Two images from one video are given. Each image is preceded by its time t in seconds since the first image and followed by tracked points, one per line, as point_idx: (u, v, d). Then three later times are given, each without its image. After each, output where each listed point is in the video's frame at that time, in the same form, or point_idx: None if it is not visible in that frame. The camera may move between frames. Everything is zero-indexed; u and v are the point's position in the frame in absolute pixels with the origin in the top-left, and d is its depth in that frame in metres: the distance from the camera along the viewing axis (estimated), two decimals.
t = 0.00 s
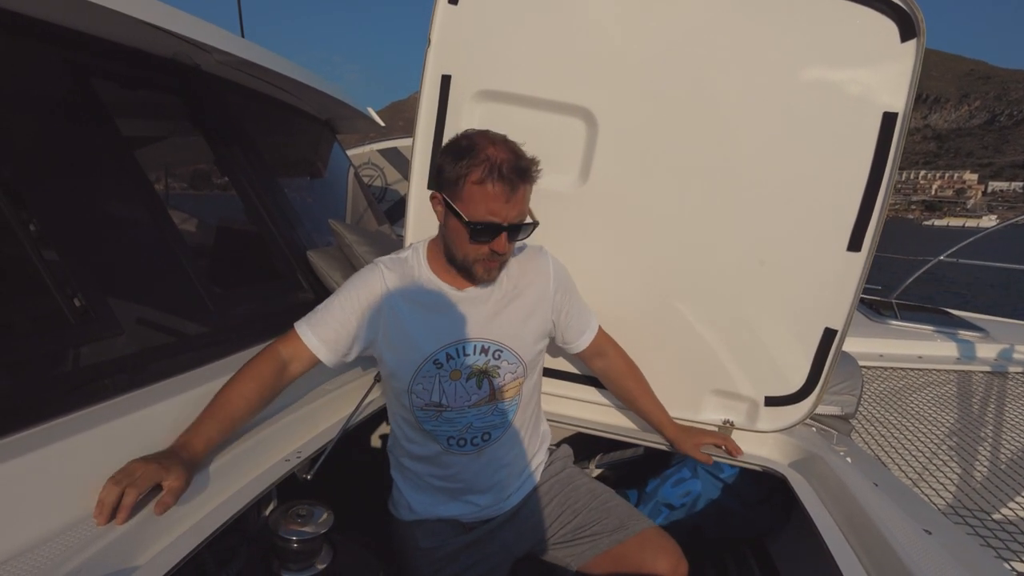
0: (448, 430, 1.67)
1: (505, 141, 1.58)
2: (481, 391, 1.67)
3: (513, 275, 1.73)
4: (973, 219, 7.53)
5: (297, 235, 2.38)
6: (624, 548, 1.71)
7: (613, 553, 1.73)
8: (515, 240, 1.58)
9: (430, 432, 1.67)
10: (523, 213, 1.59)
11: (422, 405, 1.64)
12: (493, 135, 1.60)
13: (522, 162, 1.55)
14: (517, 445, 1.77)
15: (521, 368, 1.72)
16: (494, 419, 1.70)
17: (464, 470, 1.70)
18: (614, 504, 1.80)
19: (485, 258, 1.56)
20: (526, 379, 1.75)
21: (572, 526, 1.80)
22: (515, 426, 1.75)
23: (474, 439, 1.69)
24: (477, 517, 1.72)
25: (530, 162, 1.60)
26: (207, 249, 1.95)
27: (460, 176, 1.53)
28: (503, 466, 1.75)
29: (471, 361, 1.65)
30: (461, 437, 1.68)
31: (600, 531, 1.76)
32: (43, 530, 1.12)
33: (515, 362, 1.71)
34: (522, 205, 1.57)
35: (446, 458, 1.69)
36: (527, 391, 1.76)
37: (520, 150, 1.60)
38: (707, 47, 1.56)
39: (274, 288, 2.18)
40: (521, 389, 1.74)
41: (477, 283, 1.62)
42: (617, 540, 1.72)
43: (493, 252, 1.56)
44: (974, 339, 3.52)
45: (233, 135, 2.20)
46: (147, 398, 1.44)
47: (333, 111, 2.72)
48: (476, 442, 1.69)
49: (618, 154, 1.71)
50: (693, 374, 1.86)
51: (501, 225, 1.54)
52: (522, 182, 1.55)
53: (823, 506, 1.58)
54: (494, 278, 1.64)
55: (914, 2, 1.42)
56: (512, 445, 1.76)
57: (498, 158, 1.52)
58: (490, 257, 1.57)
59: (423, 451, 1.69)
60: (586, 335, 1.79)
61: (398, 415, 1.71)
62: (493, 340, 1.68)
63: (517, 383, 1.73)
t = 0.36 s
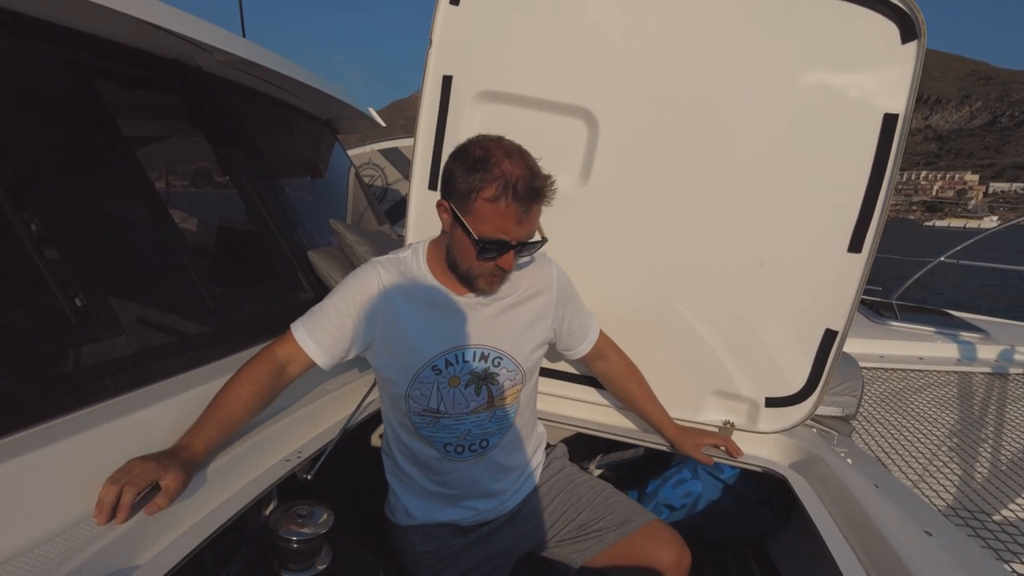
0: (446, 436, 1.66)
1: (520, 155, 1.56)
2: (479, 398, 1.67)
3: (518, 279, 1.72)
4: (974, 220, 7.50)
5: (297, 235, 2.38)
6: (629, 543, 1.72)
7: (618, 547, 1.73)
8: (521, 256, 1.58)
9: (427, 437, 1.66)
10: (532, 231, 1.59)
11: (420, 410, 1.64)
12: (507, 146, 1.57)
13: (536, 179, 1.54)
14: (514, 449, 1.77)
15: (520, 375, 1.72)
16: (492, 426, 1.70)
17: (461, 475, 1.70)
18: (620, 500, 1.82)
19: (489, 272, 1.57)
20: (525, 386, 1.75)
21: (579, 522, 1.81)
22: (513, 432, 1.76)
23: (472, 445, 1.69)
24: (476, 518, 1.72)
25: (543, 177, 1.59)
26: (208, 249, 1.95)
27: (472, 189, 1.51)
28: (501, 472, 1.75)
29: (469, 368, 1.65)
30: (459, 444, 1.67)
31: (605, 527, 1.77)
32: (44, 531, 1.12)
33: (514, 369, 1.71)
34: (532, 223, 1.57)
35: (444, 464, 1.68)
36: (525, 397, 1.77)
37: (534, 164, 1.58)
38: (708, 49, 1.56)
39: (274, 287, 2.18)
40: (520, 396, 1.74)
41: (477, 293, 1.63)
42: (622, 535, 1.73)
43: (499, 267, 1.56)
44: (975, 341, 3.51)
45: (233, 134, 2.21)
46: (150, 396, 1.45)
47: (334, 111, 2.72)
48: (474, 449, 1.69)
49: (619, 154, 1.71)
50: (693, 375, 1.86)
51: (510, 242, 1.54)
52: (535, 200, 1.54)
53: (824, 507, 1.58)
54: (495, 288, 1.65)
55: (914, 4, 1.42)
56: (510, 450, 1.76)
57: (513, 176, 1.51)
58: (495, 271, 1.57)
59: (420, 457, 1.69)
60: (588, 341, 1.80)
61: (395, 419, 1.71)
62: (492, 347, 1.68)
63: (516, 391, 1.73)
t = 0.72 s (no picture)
0: (446, 429, 1.66)
1: (524, 145, 1.57)
2: (479, 392, 1.66)
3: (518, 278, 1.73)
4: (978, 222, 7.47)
5: (299, 232, 2.38)
6: (624, 542, 1.71)
7: (612, 545, 1.73)
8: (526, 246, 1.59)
9: (428, 431, 1.66)
10: (536, 222, 1.60)
11: (419, 405, 1.64)
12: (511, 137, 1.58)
13: (542, 168, 1.56)
14: (514, 442, 1.77)
15: (519, 370, 1.71)
16: (492, 419, 1.70)
17: (462, 468, 1.70)
18: (616, 499, 1.82)
19: (495, 261, 1.57)
20: (524, 380, 1.74)
21: (572, 519, 1.81)
22: (512, 425, 1.75)
23: (472, 439, 1.69)
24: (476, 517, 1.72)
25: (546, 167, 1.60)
26: (210, 245, 1.95)
27: (480, 178, 1.51)
28: (501, 464, 1.75)
29: (469, 362, 1.64)
30: (459, 437, 1.67)
31: (601, 524, 1.76)
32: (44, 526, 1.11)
33: (513, 364, 1.70)
34: (537, 214, 1.58)
35: (444, 457, 1.68)
36: (524, 391, 1.76)
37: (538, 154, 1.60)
38: (714, 47, 1.55)
39: (275, 284, 2.18)
40: (519, 389, 1.73)
41: (481, 284, 1.62)
42: (616, 533, 1.73)
43: (505, 256, 1.57)
44: (979, 343, 3.50)
45: (236, 130, 2.20)
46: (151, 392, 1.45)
47: (337, 107, 2.72)
48: (475, 442, 1.69)
49: (623, 151, 1.70)
50: (695, 375, 1.85)
51: (517, 231, 1.54)
52: (541, 189, 1.55)
53: (826, 509, 1.57)
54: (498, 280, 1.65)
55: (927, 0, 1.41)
56: (511, 442, 1.76)
57: (521, 163, 1.52)
58: (501, 260, 1.57)
59: (420, 450, 1.69)
60: (584, 341, 1.80)
61: (395, 414, 1.70)
62: (492, 341, 1.67)
63: (516, 384, 1.72)
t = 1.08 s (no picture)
0: (448, 416, 1.66)
1: (492, 145, 1.53)
2: (480, 378, 1.67)
3: (519, 268, 1.73)
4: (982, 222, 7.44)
5: (301, 226, 2.38)
6: (623, 534, 1.72)
7: (612, 536, 1.73)
8: (486, 247, 1.56)
9: (430, 418, 1.66)
10: (501, 223, 1.56)
11: (422, 392, 1.64)
12: (487, 134, 1.56)
13: (500, 172, 1.50)
14: (515, 431, 1.78)
15: (519, 356, 1.72)
16: (493, 406, 1.70)
17: (464, 455, 1.70)
18: (614, 489, 1.82)
19: (456, 258, 1.59)
20: (524, 368, 1.75)
21: (571, 511, 1.81)
22: (513, 413, 1.76)
23: (474, 426, 1.69)
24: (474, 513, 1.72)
25: (515, 169, 1.54)
26: (212, 239, 1.95)
27: (440, 176, 1.53)
28: (503, 452, 1.75)
29: (470, 350, 1.64)
30: (462, 424, 1.68)
31: (601, 514, 1.76)
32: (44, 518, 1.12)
33: (513, 351, 1.71)
34: (496, 216, 1.54)
35: (447, 444, 1.68)
36: (524, 379, 1.76)
37: (508, 154, 1.54)
38: (719, 44, 1.54)
39: (277, 278, 2.18)
40: (519, 376, 1.74)
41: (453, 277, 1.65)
42: (617, 523, 1.73)
43: (463, 254, 1.57)
44: (981, 344, 3.49)
45: (239, 124, 2.20)
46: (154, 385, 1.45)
47: (339, 102, 2.71)
48: (476, 429, 1.69)
49: (626, 149, 1.70)
50: (696, 372, 1.85)
51: (469, 233, 1.53)
52: (497, 193, 1.51)
53: (825, 507, 1.57)
54: (475, 275, 1.65)
55: None
56: (512, 430, 1.77)
57: (474, 165, 1.49)
58: (460, 258, 1.59)
59: (422, 437, 1.69)
60: (583, 333, 1.80)
61: (397, 403, 1.71)
62: (492, 329, 1.67)
63: (516, 370, 1.73)
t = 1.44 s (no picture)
0: (451, 412, 1.66)
1: (494, 140, 1.54)
2: (483, 376, 1.67)
3: (523, 267, 1.73)
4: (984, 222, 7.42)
5: (302, 225, 2.38)
6: (623, 526, 1.71)
7: (612, 527, 1.72)
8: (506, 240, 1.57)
9: (432, 414, 1.66)
10: (517, 214, 1.57)
11: (425, 388, 1.64)
12: (485, 130, 1.57)
13: (507, 164, 1.51)
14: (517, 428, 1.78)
15: (521, 355, 1.72)
16: (495, 403, 1.70)
17: (466, 452, 1.71)
18: (613, 480, 1.82)
19: (476, 255, 1.58)
20: (526, 366, 1.75)
21: (571, 503, 1.81)
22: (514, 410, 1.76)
23: (476, 422, 1.69)
24: (474, 511, 1.73)
25: (520, 160, 1.55)
26: (214, 237, 1.95)
27: (448, 178, 1.53)
28: (504, 449, 1.76)
29: (473, 347, 1.64)
30: (464, 420, 1.68)
31: (602, 505, 1.76)
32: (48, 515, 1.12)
33: (516, 348, 1.71)
34: (513, 207, 1.55)
35: (448, 441, 1.69)
36: (526, 378, 1.76)
37: (511, 146, 1.55)
38: (720, 43, 1.54)
39: (278, 277, 2.18)
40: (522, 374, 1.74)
41: (473, 275, 1.65)
42: (616, 514, 1.73)
43: (483, 251, 1.57)
44: (982, 344, 3.49)
45: (240, 124, 2.20)
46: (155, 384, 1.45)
47: (341, 101, 2.71)
48: (478, 425, 1.69)
49: (627, 148, 1.70)
50: (697, 371, 1.85)
51: (488, 228, 1.53)
52: (507, 185, 1.51)
53: (826, 507, 1.57)
54: (494, 268, 1.65)
55: (932, 2, 1.41)
56: (513, 428, 1.77)
57: (481, 162, 1.50)
58: (480, 255, 1.58)
59: (424, 433, 1.69)
60: (586, 332, 1.81)
61: (399, 399, 1.71)
62: (495, 326, 1.67)
63: (518, 369, 1.73)
